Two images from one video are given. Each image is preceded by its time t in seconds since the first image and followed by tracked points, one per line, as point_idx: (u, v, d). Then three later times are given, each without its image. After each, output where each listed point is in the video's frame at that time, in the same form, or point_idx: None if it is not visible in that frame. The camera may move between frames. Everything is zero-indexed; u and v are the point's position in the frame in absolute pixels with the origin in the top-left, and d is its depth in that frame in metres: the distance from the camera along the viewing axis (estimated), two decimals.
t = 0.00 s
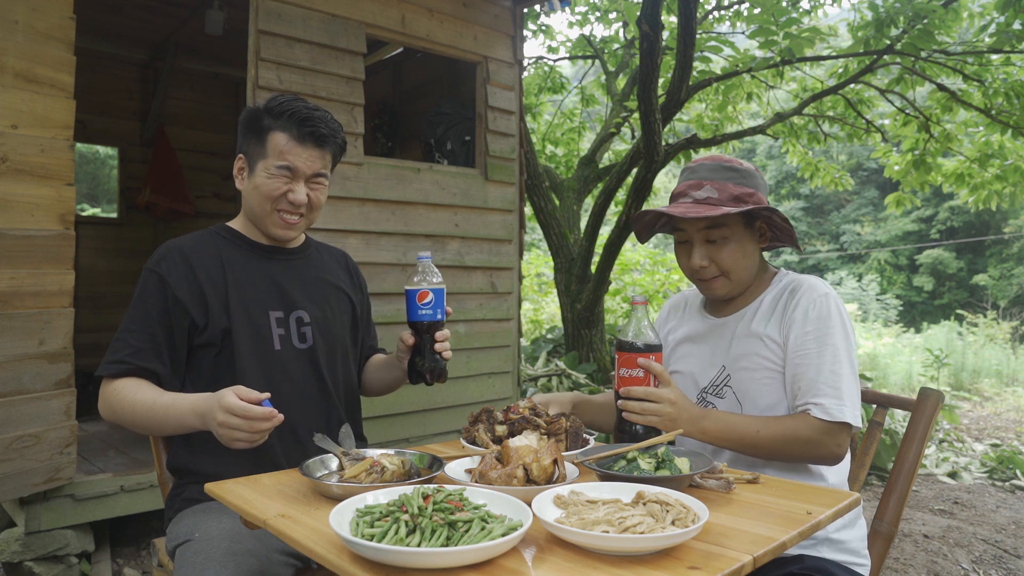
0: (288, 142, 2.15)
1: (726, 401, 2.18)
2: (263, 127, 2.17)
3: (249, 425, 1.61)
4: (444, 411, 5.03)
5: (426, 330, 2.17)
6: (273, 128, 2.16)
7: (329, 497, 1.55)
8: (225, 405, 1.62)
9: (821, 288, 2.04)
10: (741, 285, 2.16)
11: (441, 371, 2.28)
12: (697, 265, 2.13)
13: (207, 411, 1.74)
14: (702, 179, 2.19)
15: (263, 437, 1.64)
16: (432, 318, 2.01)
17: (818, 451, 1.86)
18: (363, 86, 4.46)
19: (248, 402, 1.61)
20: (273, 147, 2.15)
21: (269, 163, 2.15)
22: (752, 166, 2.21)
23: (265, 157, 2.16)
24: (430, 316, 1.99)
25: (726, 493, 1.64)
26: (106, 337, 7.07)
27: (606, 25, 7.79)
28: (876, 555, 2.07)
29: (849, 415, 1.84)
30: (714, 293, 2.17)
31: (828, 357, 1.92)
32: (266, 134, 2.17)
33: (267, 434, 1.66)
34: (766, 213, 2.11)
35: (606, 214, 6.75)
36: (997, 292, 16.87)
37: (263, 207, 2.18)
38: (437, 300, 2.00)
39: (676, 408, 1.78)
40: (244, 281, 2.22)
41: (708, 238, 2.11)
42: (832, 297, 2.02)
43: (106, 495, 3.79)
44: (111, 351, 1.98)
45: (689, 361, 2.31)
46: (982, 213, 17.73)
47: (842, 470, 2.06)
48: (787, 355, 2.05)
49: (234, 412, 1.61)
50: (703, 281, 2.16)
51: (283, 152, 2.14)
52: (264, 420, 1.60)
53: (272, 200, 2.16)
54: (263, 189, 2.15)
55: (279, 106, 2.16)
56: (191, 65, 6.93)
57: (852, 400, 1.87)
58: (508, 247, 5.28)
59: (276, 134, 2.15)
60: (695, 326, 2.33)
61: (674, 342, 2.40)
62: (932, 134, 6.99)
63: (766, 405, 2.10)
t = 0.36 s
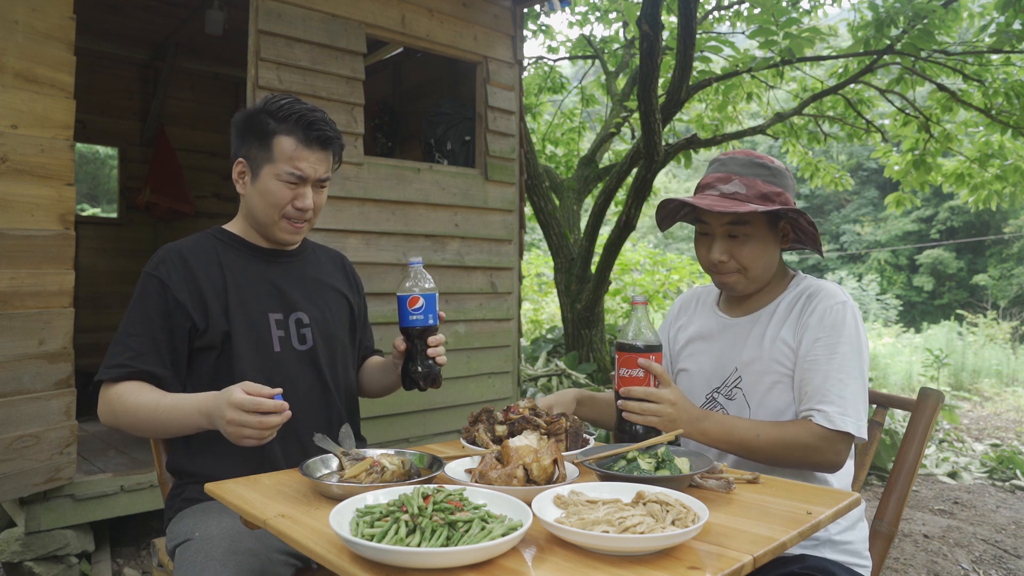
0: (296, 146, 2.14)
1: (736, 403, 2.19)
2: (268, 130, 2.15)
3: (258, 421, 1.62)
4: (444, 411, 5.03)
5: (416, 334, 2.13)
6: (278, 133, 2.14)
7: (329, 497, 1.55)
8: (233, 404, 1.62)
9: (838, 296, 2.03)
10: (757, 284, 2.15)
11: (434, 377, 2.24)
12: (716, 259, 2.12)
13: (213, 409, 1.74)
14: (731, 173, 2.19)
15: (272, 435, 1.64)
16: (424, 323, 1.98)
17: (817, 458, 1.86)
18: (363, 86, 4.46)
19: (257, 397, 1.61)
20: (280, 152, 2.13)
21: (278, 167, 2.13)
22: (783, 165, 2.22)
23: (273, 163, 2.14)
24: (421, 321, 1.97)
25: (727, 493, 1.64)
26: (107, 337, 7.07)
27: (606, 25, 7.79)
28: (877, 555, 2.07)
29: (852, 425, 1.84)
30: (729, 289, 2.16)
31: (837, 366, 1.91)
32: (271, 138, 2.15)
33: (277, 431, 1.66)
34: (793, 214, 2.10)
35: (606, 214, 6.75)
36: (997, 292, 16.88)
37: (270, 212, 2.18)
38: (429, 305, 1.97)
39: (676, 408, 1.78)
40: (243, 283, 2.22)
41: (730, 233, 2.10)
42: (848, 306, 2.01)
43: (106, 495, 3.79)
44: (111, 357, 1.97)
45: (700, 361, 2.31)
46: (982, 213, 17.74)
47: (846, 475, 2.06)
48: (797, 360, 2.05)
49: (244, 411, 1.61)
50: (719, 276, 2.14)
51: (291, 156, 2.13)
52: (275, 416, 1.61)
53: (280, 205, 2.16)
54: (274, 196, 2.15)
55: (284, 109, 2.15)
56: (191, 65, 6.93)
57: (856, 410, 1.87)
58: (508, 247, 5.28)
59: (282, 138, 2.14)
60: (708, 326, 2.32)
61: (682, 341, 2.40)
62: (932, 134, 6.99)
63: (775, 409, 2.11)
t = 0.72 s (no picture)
0: (296, 146, 2.15)
1: (741, 402, 2.19)
2: (265, 133, 2.15)
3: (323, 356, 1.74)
4: (444, 411, 5.03)
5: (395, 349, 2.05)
6: (275, 134, 2.15)
7: (329, 497, 1.55)
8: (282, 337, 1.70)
9: (848, 300, 2.03)
10: (766, 282, 2.14)
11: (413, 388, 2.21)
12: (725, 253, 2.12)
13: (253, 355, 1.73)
14: (751, 168, 2.18)
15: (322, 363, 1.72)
16: (397, 339, 1.89)
17: (816, 460, 1.86)
18: (363, 86, 4.46)
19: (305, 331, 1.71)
20: (280, 154, 2.13)
21: (280, 169, 2.13)
22: (804, 166, 2.20)
23: (273, 164, 2.13)
24: (393, 337, 1.88)
25: (726, 493, 1.64)
26: (107, 337, 7.07)
27: (606, 25, 7.79)
28: (877, 555, 2.06)
29: (853, 430, 1.84)
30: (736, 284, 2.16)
31: (842, 370, 1.92)
32: (270, 140, 2.15)
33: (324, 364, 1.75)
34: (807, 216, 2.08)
35: (606, 214, 6.75)
36: (997, 292, 16.88)
37: (272, 215, 2.17)
38: (401, 320, 1.89)
39: (676, 410, 1.78)
40: (240, 286, 2.23)
41: (742, 228, 2.09)
42: (860, 312, 2.01)
43: (106, 495, 3.79)
44: (115, 355, 1.92)
45: (706, 358, 2.31)
46: (982, 213, 17.74)
47: (847, 477, 2.06)
48: (804, 362, 2.05)
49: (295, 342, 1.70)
50: (726, 271, 2.14)
51: (292, 157, 2.14)
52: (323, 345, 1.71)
53: (280, 207, 2.15)
54: (276, 198, 2.14)
55: (281, 111, 2.16)
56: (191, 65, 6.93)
57: (858, 416, 1.87)
58: (508, 247, 5.28)
59: (281, 140, 2.14)
60: (716, 324, 2.32)
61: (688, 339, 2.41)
62: (932, 134, 6.99)
63: (778, 410, 2.11)
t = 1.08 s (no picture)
0: (299, 151, 2.14)
1: (743, 398, 2.19)
2: (269, 135, 2.14)
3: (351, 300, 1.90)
4: (444, 411, 5.03)
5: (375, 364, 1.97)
6: (279, 137, 2.14)
7: (329, 497, 1.55)
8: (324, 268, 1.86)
9: (856, 302, 2.02)
10: (774, 284, 2.15)
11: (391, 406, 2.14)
12: (734, 257, 2.13)
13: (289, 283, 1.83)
14: (756, 170, 2.16)
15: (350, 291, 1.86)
16: (370, 352, 1.84)
17: (815, 461, 1.86)
18: (363, 86, 4.46)
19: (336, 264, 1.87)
20: (283, 157, 2.13)
21: (282, 172, 2.12)
22: (811, 166, 2.16)
23: (275, 167, 2.13)
24: (365, 350, 1.83)
25: (727, 493, 1.64)
26: (107, 337, 7.07)
27: (606, 25, 7.79)
28: (877, 555, 2.07)
29: (856, 432, 1.84)
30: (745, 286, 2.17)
31: (847, 371, 1.91)
32: (273, 142, 2.14)
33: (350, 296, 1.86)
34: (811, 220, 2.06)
35: (606, 214, 6.75)
36: (997, 292, 16.88)
37: (273, 218, 2.17)
38: (373, 333, 1.83)
39: (677, 408, 1.78)
40: (237, 285, 2.23)
41: (747, 232, 2.10)
42: (867, 314, 2.00)
43: (106, 495, 3.79)
44: (136, 330, 1.86)
45: (710, 352, 2.31)
46: (982, 213, 17.74)
47: (847, 477, 2.06)
48: (808, 361, 2.05)
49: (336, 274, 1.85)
50: (737, 273, 2.17)
51: (294, 161, 2.13)
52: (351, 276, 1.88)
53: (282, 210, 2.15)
54: (276, 202, 2.14)
55: (284, 114, 2.16)
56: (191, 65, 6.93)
57: (861, 418, 1.86)
58: (508, 247, 5.28)
59: (283, 143, 2.13)
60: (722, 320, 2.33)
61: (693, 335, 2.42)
62: (932, 134, 7.00)
63: (781, 409, 2.11)
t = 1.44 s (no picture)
0: (303, 148, 2.14)
1: (746, 396, 2.19)
2: (274, 132, 2.14)
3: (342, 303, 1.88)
4: (444, 411, 5.03)
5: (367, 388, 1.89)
6: (285, 134, 2.14)
7: (329, 497, 1.55)
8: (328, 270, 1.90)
9: (864, 307, 2.03)
10: (783, 281, 2.14)
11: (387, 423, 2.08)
12: (747, 246, 2.12)
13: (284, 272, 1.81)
14: (782, 162, 2.14)
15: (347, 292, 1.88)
16: (361, 374, 1.79)
17: (816, 460, 1.86)
18: (363, 86, 4.46)
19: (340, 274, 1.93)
20: (288, 154, 2.12)
21: (287, 169, 2.13)
22: (835, 167, 2.15)
23: (280, 165, 2.13)
24: (358, 373, 1.78)
25: (727, 493, 1.64)
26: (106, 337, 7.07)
27: (606, 25, 7.79)
28: (877, 555, 2.06)
29: (858, 436, 1.85)
30: (753, 279, 2.16)
31: (852, 376, 1.91)
32: (278, 140, 2.14)
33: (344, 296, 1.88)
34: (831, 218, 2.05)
35: (606, 214, 6.75)
36: (997, 292, 16.88)
37: (277, 216, 2.17)
38: (363, 356, 1.77)
39: (677, 410, 1.80)
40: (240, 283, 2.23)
41: (764, 223, 2.08)
42: (876, 319, 2.00)
43: (106, 495, 3.79)
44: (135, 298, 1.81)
45: (713, 349, 2.31)
46: (982, 213, 17.75)
47: (847, 477, 2.06)
48: (813, 364, 2.04)
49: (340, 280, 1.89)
50: (746, 264, 2.15)
51: (299, 158, 2.13)
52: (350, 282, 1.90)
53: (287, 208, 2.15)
54: (281, 200, 2.14)
55: (290, 111, 2.16)
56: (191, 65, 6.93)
57: (864, 423, 1.87)
58: (508, 247, 5.28)
59: (288, 141, 2.13)
60: (727, 318, 2.33)
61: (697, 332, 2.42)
62: (932, 134, 7.00)
63: (783, 410, 2.11)
